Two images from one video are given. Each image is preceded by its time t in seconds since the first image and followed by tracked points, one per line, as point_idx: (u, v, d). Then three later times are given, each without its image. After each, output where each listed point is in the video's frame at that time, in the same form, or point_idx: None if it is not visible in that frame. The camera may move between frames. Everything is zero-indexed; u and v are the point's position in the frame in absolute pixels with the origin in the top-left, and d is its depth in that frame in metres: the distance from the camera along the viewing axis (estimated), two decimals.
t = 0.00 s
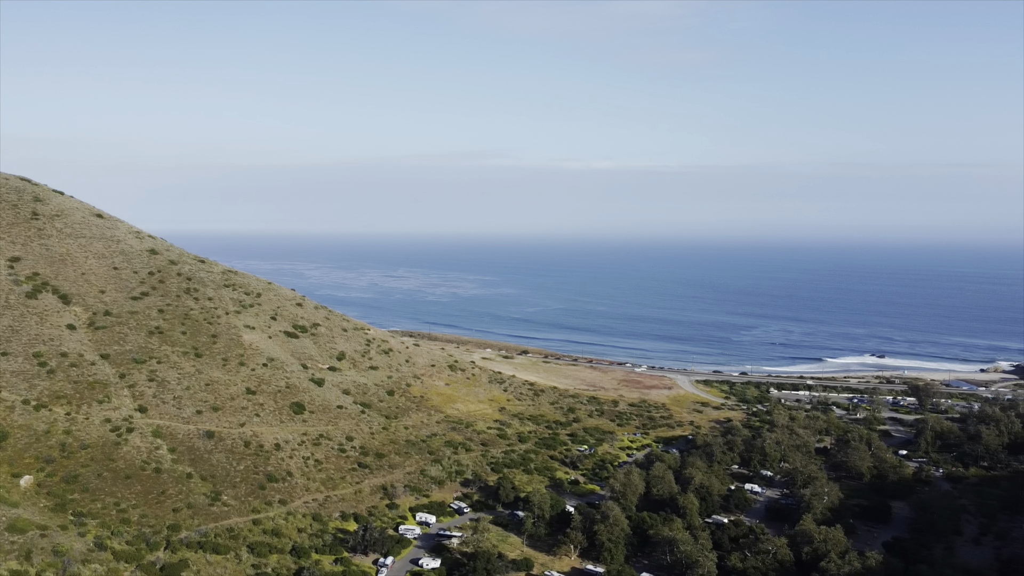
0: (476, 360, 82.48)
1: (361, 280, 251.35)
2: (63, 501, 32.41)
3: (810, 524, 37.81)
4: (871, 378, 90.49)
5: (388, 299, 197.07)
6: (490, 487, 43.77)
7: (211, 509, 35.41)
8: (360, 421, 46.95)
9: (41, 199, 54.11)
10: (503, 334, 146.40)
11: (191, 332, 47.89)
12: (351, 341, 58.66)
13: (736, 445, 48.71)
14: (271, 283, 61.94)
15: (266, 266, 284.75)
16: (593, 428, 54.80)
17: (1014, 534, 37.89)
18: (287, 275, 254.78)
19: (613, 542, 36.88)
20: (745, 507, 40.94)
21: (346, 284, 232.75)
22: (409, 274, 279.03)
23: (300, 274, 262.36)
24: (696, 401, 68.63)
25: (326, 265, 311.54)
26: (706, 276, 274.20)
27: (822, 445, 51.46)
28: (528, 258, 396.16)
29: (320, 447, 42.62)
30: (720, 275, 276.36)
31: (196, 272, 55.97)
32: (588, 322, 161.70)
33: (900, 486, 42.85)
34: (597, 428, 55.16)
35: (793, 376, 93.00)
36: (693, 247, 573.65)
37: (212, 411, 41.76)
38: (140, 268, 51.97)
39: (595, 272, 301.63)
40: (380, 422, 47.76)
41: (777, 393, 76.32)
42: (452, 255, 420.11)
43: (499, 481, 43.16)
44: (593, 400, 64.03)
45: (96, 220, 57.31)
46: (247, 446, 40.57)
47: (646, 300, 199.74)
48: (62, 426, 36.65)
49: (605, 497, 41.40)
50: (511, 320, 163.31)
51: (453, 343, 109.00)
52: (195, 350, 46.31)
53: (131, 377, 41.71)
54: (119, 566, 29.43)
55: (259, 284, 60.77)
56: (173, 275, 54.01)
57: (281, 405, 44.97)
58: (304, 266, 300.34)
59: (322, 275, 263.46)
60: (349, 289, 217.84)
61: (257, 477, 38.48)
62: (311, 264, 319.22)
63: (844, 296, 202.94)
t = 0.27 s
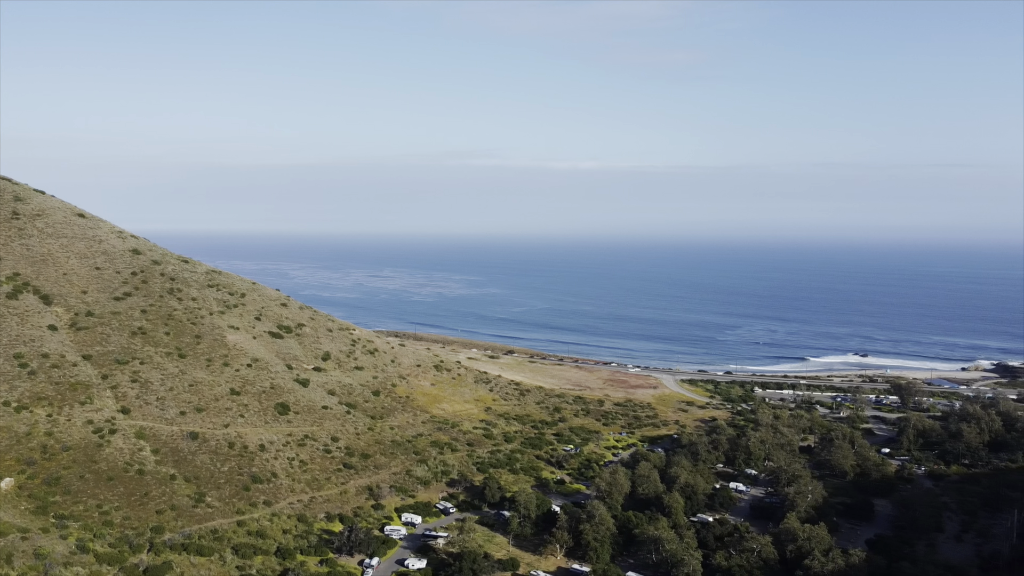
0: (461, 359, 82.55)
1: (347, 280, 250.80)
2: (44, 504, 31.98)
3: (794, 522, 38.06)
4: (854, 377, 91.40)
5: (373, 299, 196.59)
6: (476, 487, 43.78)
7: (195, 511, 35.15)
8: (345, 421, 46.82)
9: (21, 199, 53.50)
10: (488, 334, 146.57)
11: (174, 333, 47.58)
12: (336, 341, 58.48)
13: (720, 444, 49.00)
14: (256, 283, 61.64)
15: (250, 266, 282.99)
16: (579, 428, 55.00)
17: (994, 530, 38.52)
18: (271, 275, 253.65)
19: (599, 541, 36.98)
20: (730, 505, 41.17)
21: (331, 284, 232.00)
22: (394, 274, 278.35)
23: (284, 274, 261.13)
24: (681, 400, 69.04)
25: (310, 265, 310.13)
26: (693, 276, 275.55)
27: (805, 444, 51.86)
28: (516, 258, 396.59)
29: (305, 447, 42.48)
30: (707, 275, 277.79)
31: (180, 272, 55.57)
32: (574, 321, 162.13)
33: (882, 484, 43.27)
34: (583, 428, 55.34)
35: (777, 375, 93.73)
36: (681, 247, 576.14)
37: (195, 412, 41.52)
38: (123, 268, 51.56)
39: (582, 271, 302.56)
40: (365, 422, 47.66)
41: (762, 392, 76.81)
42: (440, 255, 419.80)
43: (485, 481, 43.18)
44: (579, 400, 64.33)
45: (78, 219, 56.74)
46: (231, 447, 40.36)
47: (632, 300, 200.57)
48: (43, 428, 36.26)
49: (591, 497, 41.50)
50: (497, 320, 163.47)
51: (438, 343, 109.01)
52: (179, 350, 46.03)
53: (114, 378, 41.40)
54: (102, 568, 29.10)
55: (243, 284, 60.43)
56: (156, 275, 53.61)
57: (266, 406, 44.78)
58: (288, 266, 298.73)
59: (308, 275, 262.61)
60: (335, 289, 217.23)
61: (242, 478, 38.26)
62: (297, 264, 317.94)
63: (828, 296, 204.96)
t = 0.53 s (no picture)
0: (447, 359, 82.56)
1: (331, 280, 249.66)
2: (24, 506, 31.57)
3: (778, 520, 38.29)
4: (838, 375, 92.20)
5: (358, 299, 196.14)
6: (462, 487, 43.78)
7: (179, 512, 34.89)
8: (330, 422, 46.68)
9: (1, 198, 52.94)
10: (473, 334, 146.68)
11: (158, 333, 47.29)
12: (322, 341, 58.28)
13: (705, 443, 49.23)
14: (240, 283, 61.33)
15: (234, 266, 281.46)
16: (565, 428, 55.17)
17: (975, 527, 39.11)
18: (254, 275, 251.77)
19: (585, 540, 37.07)
20: (715, 504, 41.38)
21: (316, 284, 231.38)
22: (379, 274, 277.70)
23: (268, 274, 260.05)
24: (666, 400, 69.39)
25: (295, 265, 308.84)
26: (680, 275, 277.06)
27: (790, 442, 52.20)
28: (503, 258, 396.20)
29: (290, 448, 42.33)
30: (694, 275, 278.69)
31: (163, 272, 55.20)
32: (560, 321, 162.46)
33: (866, 482, 43.62)
34: (569, 427, 55.48)
35: (763, 374, 94.37)
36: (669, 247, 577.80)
37: (179, 413, 41.27)
38: (106, 268, 51.17)
39: (569, 271, 303.36)
40: (351, 423, 47.54)
41: (746, 391, 77.22)
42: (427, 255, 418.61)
43: (471, 481, 43.17)
44: (564, 400, 64.57)
45: (59, 219, 56.23)
46: (215, 448, 40.15)
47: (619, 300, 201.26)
48: (24, 430, 35.90)
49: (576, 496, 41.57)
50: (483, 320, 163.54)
51: (424, 343, 108.95)
52: (163, 351, 45.75)
53: (97, 380, 41.09)
54: (84, 571, 28.81)
55: (227, 284, 60.11)
56: (139, 275, 53.23)
57: (251, 407, 44.58)
58: (273, 266, 297.31)
59: (292, 275, 261.02)
60: (319, 290, 215.81)
61: (226, 479, 38.06)
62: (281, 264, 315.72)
63: (814, 295, 206.68)
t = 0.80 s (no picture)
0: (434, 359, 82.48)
1: (316, 279, 249.16)
2: (5, 509, 31.16)
3: (763, 519, 38.52)
4: (822, 374, 92.95)
5: (344, 299, 195.73)
6: (448, 488, 43.78)
7: (163, 514, 34.63)
8: (316, 423, 46.53)
9: None
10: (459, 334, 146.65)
11: (141, 334, 46.96)
12: (307, 341, 58.06)
13: (690, 442, 49.45)
14: (224, 284, 60.99)
15: (219, 266, 280.02)
16: (551, 428, 55.29)
17: (957, 524, 39.61)
18: (237, 275, 250.47)
19: (571, 540, 37.15)
20: (700, 503, 41.61)
21: (301, 284, 230.72)
22: (364, 274, 277.27)
23: (252, 274, 259.08)
24: (652, 399, 69.72)
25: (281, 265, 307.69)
26: (667, 275, 278.35)
27: (774, 441, 52.54)
28: (491, 258, 396.08)
29: (275, 449, 42.15)
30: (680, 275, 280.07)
31: (146, 272, 54.80)
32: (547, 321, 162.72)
33: (849, 480, 43.97)
34: (555, 427, 55.62)
35: (748, 374, 94.96)
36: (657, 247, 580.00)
37: (163, 414, 41.00)
38: (88, 269, 50.75)
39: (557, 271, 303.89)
40: (336, 423, 47.40)
41: (731, 390, 77.67)
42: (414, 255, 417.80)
43: (458, 481, 43.15)
44: (551, 399, 64.76)
45: (40, 219, 55.67)
46: (199, 449, 39.90)
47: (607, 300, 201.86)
48: (5, 432, 35.51)
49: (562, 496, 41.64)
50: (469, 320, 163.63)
51: (409, 343, 108.86)
52: (146, 352, 45.43)
53: (79, 381, 40.75)
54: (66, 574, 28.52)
55: (211, 284, 59.76)
56: (122, 275, 52.84)
57: (235, 408, 44.35)
58: (258, 266, 296.08)
59: (276, 275, 259.84)
60: (304, 290, 214.88)
61: (211, 481, 37.84)
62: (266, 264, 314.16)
63: (801, 295, 208.25)
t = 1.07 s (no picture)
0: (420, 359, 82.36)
1: (302, 280, 248.34)
2: None
3: (748, 516, 38.74)
4: (807, 373, 93.63)
5: (328, 299, 195.16)
6: (434, 488, 43.76)
7: (146, 516, 34.39)
8: (301, 423, 46.38)
9: None
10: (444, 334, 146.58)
11: (124, 335, 46.65)
12: (292, 342, 57.85)
13: (676, 441, 49.67)
14: (208, 284, 60.63)
15: (203, 266, 278.45)
16: (536, 427, 55.40)
17: (939, 521, 40.04)
18: (221, 275, 248.79)
19: (557, 539, 37.21)
20: (686, 502, 41.84)
21: (285, 284, 229.82)
22: (349, 274, 276.70)
23: (236, 274, 257.91)
24: (638, 398, 69.96)
25: (266, 266, 306.33)
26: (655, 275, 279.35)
27: (759, 439, 52.87)
28: (478, 258, 395.68)
29: (260, 450, 41.96)
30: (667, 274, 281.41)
31: (129, 272, 54.40)
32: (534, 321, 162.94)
33: (833, 478, 44.29)
34: (541, 427, 55.71)
35: (734, 373, 95.45)
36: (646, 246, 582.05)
37: (146, 416, 40.72)
38: (69, 269, 50.31)
39: (545, 271, 304.39)
40: (322, 424, 47.24)
41: (716, 389, 78.09)
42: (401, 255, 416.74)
43: (444, 481, 43.11)
44: (537, 399, 64.88)
45: (20, 219, 55.12)
46: (183, 450, 39.66)
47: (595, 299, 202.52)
48: None
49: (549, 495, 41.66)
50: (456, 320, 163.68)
51: (394, 343, 108.70)
52: (129, 352, 45.13)
53: (61, 382, 40.41)
54: None
55: (195, 284, 59.40)
56: (104, 275, 52.45)
57: (219, 408, 44.12)
58: (242, 266, 294.55)
59: (261, 275, 258.39)
60: (290, 290, 213.70)
61: (195, 482, 37.61)
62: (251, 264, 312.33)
63: (788, 294, 209.69)
